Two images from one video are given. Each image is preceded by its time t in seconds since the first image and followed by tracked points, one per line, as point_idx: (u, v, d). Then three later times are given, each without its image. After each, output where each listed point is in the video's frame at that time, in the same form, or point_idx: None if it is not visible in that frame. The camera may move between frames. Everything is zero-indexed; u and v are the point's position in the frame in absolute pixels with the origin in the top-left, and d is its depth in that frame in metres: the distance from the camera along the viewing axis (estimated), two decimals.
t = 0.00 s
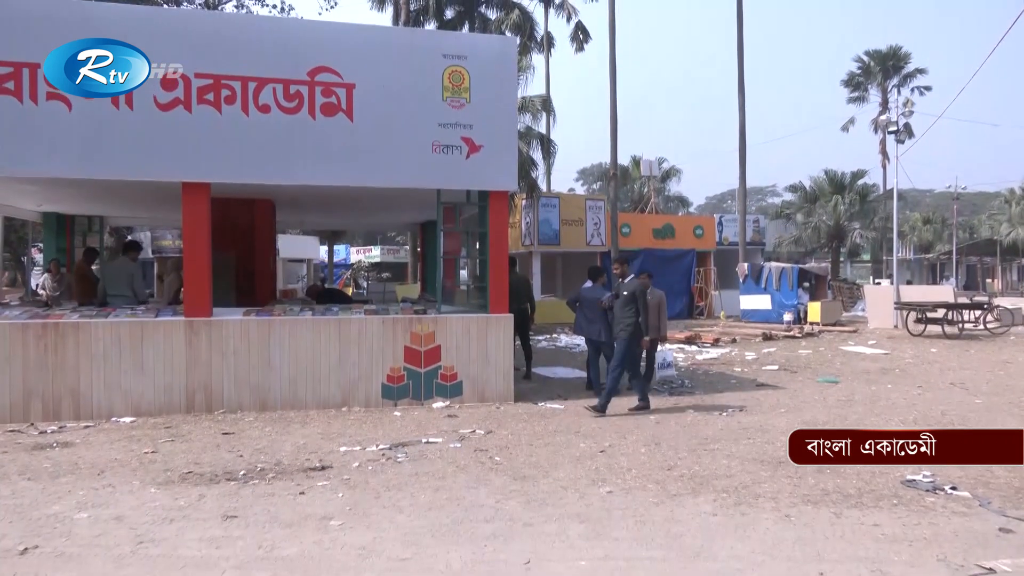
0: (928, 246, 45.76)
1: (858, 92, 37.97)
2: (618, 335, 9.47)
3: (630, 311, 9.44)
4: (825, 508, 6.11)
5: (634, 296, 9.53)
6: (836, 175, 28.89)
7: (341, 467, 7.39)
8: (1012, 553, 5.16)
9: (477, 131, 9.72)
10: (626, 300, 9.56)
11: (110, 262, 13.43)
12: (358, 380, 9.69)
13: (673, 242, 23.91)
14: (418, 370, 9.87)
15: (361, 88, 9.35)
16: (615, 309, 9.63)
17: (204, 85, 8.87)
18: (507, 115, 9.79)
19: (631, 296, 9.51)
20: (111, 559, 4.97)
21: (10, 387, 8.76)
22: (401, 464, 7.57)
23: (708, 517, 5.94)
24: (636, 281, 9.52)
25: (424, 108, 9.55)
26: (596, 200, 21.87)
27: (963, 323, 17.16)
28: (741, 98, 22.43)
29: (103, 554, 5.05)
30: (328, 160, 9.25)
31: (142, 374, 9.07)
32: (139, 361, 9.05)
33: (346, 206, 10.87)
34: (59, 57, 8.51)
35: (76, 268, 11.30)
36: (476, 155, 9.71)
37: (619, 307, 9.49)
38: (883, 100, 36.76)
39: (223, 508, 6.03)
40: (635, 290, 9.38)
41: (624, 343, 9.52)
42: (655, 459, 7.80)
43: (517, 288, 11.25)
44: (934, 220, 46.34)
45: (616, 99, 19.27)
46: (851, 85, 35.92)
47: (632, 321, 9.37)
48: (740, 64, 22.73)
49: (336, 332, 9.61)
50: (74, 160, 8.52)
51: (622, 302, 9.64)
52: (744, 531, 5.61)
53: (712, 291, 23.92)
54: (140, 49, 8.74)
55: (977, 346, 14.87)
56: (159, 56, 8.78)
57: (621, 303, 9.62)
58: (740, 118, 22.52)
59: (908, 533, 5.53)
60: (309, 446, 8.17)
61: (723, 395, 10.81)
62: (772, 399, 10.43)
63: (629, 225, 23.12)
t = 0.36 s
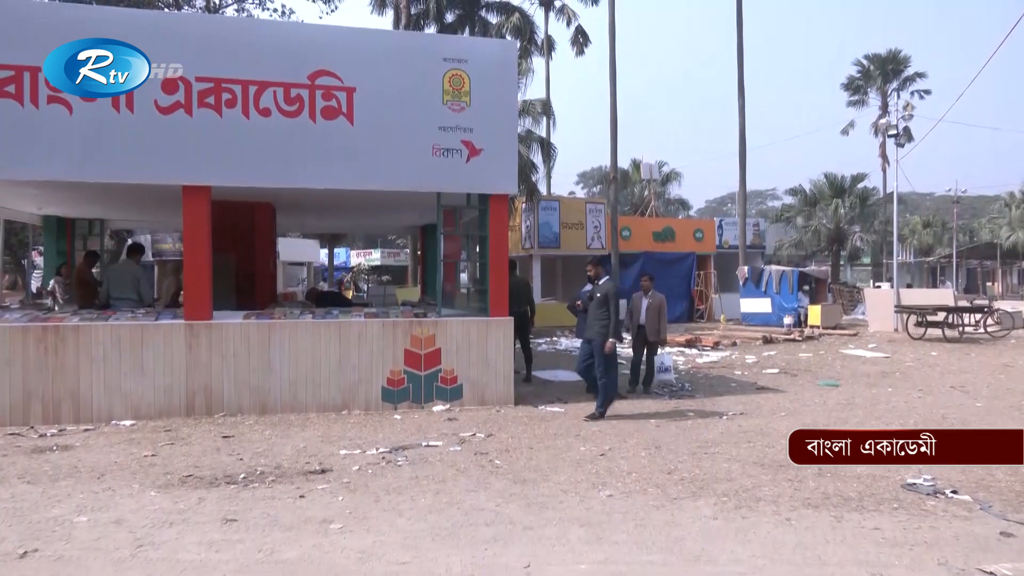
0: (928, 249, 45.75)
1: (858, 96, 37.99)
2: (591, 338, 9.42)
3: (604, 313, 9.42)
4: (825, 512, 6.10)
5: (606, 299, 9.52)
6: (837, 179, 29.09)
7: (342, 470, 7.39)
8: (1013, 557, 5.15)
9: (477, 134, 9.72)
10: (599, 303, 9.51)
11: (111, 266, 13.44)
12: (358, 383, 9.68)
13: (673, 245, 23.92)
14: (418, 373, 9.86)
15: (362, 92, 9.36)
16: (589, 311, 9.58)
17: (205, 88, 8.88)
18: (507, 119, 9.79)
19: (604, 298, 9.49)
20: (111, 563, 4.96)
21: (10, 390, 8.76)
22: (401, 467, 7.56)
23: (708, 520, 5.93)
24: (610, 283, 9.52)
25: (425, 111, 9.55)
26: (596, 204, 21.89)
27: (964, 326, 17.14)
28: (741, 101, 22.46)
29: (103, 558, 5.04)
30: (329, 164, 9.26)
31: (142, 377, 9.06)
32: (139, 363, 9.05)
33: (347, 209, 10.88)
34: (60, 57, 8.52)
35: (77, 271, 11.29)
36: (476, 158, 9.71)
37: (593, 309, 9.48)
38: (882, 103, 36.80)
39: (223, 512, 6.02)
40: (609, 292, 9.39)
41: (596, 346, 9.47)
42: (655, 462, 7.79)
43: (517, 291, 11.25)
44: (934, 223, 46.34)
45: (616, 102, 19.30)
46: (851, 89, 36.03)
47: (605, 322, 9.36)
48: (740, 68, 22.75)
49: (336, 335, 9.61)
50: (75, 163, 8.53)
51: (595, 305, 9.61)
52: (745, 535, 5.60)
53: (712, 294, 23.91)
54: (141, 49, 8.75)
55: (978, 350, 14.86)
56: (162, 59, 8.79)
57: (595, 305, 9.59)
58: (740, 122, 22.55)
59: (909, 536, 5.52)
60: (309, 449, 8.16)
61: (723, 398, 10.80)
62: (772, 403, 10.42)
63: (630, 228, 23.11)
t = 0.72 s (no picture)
0: (936, 254, 45.58)
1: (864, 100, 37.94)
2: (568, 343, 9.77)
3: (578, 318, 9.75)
4: (833, 517, 6.08)
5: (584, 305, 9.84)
6: (844, 183, 28.99)
7: (349, 474, 7.40)
8: None
9: (483, 139, 9.73)
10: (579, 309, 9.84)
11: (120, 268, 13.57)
12: (364, 387, 9.68)
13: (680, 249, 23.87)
14: (425, 377, 9.86)
15: (368, 97, 9.38)
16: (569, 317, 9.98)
17: (213, 93, 8.92)
18: (513, 123, 9.80)
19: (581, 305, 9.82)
20: (118, 565, 4.97)
21: (19, 394, 8.79)
22: (408, 471, 7.57)
23: (715, 526, 5.91)
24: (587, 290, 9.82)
25: (431, 116, 9.57)
26: (603, 208, 21.88)
27: (973, 331, 17.06)
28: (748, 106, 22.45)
29: (111, 561, 5.05)
30: (336, 168, 9.29)
31: (150, 381, 9.08)
32: (147, 368, 9.07)
33: (353, 213, 10.90)
34: (60, 57, 8.55)
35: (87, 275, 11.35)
36: (482, 163, 9.72)
37: (571, 315, 9.86)
38: (890, 106, 36.73)
39: (231, 516, 6.02)
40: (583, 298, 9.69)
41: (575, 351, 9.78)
42: (662, 467, 7.77)
43: (523, 296, 11.23)
44: (942, 228, 46.18)
45: (621, 107, 19.31)
46: (858, 93, 36.08)
47: (579, 327, 9.70)
48: (747, 73, 22.74)
49: (343, 339, 9.62)
50: (85, 169, 8.57)
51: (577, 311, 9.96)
52: (752, 541, 5.58)
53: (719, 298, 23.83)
54: (141, 49, 8.76)
55: (987, 355, 14.79)
56: (171, 64, 8.83)
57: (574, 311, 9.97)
58: (747, 125, 22.52)
59: (919, 543, 5.49)
60: (315, 453, 8.17)
61: (730, 403, 10.78)
62: (780, 408, 10.40)
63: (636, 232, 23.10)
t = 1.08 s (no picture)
0: (978, 259, 44.61)
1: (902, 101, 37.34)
2: (573, 347, 9.06)
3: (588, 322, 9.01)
4: (872, 528, 5.93)
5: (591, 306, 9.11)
6: (882, 187, 28.52)
7: (381, 478, 7.38)
8: None
9: (514, 144, 9.69)
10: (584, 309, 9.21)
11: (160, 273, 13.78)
12: (396, 391, 9.67)
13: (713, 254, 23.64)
14: (456, 381, 9.84)
15: (402, 103, 9.39)
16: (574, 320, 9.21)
17: (250, 102, 8.99)
18: (544, 128, 9.75)
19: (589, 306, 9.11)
20: (158, 565, 4.99)
21: (63, 396, 8.92)
22: (439, 475, 7.53)
23: (750, 535, 5.80)
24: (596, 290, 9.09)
25: (464, 122, 9.55)
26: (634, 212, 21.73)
27: (1017, 338, 16.63)
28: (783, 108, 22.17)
29: (150, 560, 5.07)
30: (370, 175, 9.31)
31: (188, 384, 9.16)
32: (185, 370, 9.15)
33: (386, 219, 10.93)
34: (59, 57, 8.60)
35: (128, 280, 11.53)
36: (513, 168, 9.68)
37: (578, 318, 9.10)
38: (929, 107, 36.07)
39: (265, 517, 6.03)
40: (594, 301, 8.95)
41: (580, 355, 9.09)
42: (695, 475, 7.65)
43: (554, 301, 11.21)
44: (984, 232, 45.20)
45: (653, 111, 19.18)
46: (896, 95, 35.57)
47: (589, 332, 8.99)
48: (781, 76, 22.47)
49: (376, 342, 9.62)
50: (127, 176, 8.69)
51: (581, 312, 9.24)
52: (788, 551, 5.46)
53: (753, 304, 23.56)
54: (141, 50, 8.80)
55: None
56: (208, 72, 8.92)
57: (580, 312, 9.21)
58: (782, 129, 22.25)
59: (962, 556, 5.33)
60: (348, 456, 8.17)
61: (765, 410, 10.61)
62: (816, 415, 10.21)
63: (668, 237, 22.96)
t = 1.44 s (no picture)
0: None
1: (963, 97, 36.28)
2: (594, 352, 8.87)
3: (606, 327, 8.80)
4: (932, 539, 5.69)
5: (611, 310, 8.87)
6: (940, 186, 27.82)
7: (427, 478, 7.34)
8: None
9: (560, 146, 9.58)
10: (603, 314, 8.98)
11: (215, 275, 13.97)
12: (443, 393, 9.63)
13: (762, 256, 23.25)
14: (501, 383, 9.76)
15: (449, 107, 9.36)
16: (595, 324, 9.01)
17: (300, 108, 9.04)
18: (590, 130, 9.62)
19: (608, 311, 8.86)
20: (213, 559, 5.00)
21: (123, 394, 9.06)
22: (485, 476, 7.46)
23: (803, 544, 5.60)
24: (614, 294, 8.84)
25: (510, 124, 9.47)
26: (681, 214, 21.46)
27: None
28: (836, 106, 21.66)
29: (206, 554, 5.09)
30: (418, 177, 9.30)
31: (240, 383, 9.24)
32: (238, 370, 9.23)
33: (432, 221, 10.91)
34: (60, 57, 8.64)
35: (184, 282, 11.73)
36: (559, 170, 9.58)
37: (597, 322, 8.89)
38: (991, 103, 34.97)
39: (315, 514, 6.02)
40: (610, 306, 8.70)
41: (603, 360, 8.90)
42: (745, 481, 7.45)
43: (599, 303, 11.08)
44: None
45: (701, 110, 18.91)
46: (956, 91, 34.65)
47: (608, 337, 8.78)
48: (834, 74, 21.96)
49: (422, 344, 9.60)
50: (184, 180, 8.82)
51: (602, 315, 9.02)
52: (844, 561, 5.26)
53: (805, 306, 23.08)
54: (142, 50, 8.80)
55: None
56: (260, 78, 8.99)
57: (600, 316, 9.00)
58: (835, 127, 21.74)
59: None
60: (395, 456, 8.14)
61: (818, 415, 10.32)
62: (871, 421, 9.89)
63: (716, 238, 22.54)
